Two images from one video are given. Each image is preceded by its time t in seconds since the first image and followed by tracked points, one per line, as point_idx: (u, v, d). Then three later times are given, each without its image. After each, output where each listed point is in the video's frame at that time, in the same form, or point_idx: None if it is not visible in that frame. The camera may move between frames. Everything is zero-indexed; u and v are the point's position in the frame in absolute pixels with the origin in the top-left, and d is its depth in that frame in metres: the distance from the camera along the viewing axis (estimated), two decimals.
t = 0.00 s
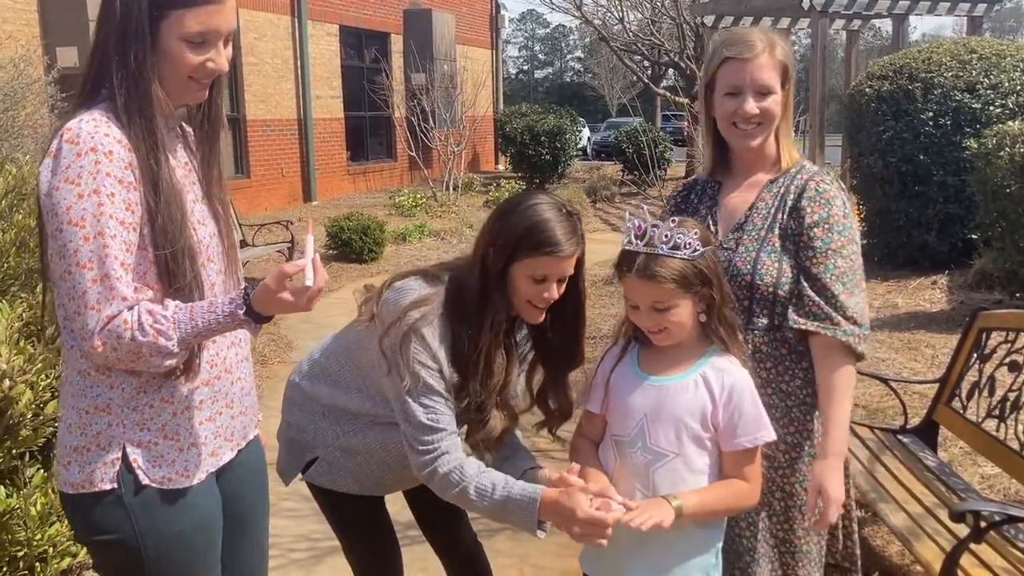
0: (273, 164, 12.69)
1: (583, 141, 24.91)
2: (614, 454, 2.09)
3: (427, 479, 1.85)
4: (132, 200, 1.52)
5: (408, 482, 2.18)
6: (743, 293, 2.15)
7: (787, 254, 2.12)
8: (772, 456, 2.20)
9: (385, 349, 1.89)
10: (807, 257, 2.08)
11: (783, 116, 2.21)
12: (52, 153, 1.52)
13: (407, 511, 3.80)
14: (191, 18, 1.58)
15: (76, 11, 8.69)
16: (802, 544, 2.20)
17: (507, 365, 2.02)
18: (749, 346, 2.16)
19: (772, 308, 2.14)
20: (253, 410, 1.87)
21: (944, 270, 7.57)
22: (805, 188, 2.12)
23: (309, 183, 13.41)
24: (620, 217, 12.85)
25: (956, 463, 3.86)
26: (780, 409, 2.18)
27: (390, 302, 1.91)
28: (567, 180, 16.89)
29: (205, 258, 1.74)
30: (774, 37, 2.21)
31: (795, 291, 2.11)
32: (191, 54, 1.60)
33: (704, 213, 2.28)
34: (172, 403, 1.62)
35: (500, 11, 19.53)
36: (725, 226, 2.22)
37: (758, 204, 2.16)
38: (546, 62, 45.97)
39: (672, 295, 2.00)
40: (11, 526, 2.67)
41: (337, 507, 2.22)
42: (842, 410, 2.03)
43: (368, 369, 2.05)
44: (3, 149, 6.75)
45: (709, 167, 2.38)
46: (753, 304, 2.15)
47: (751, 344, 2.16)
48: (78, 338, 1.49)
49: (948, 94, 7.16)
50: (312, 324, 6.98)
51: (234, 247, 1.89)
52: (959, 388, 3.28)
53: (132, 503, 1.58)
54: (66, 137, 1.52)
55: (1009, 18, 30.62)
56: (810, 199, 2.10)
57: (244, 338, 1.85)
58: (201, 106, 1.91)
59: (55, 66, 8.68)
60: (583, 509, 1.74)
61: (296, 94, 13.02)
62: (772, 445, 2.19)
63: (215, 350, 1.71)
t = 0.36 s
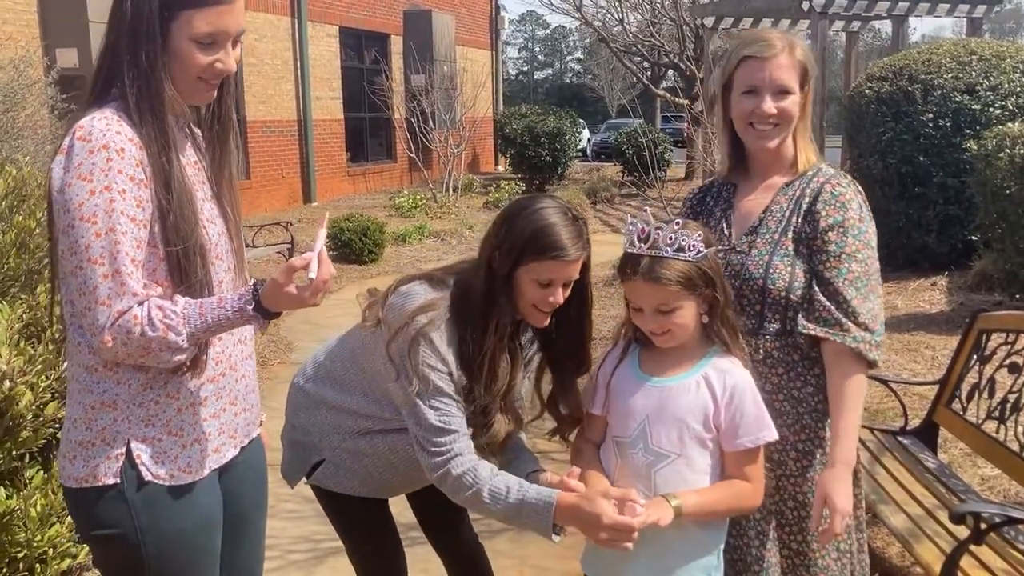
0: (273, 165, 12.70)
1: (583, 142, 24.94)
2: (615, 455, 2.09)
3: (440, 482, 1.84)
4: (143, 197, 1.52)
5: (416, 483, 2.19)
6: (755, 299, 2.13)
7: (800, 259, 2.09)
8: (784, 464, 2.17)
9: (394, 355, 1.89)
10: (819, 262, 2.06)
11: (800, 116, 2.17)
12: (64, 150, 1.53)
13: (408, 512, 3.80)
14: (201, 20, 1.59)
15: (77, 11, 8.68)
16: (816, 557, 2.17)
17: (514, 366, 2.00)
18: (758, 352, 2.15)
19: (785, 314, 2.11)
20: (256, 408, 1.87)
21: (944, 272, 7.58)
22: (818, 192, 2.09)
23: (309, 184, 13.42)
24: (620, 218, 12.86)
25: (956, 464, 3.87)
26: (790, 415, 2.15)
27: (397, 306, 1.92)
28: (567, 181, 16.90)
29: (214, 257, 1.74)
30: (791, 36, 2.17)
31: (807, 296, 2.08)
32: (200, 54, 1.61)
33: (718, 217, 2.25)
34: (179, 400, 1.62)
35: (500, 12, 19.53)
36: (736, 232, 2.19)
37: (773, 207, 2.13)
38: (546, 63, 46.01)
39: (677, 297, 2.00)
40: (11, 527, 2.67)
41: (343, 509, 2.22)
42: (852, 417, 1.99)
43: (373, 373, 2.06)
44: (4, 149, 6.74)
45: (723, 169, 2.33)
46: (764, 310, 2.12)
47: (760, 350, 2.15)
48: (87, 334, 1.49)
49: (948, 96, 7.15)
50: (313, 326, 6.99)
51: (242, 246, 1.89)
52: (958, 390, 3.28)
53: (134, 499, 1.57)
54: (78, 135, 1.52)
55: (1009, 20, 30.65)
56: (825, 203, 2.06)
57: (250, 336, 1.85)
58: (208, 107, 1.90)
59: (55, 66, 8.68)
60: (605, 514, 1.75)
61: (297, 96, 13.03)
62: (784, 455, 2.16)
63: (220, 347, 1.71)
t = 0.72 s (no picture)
0: (272, 167, 12.70)
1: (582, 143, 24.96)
2: (614, 455, 2.09)
3: (412, 460, 1.88)
4: (145, 199, 1.53)
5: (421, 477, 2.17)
6: (766, 305, 2.11)
7: (809, 265, 2.07)
8: (797, 473, 2.14)
9: (390, 334, 1.90)
10: (828, 267, 2.04)
11: (812, 121, 2.15)
12: (67, 153, 1.53)
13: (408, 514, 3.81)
14: (201, 20, 1.58)
15: (76, 13, 8.68)
16: (829, 569, 2.13)
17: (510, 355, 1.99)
18: (764, 357, 2.13)
19: (794, 320, 2.09)
20: (260, 408, 1.87)
21: (943, 273, 7.59)
22: (828, 196, 2.07)
23: (308, 186, 13.43)
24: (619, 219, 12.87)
25: (955, 465, 3.87)
26: (800, 424, 2.12)
27: (398, 284, 1.93)
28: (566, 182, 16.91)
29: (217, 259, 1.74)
30: (805, 40, 2.15)
31: (816, 302, 2.06)
32: (203, 54, 1.60)
33: (729, 222, 2.24)
34: (182, 400, 1.62)
35: (499, 14, 19.55)
36: (746, 237, 2.18)
37: (784, 212, 2.11)
38: (544, 65, 46.05)
39: (681, 297, 2.00)
40: (11, 529, 2.67)
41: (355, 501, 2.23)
42: (856, 421, 1.98)
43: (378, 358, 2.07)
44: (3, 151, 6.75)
45: (736, 173, 2.32)
46: (773, 316, 2.11)
47: (768, 355, 2.13)
48: (92, 336, 1.49)
49: (946, 97, 7.16)
50: (312, 327, 7.00)
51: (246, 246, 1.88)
52: (957, 391, 3.27)
53: (138, 499, 1.58)
54: (81, 138, 1.52)
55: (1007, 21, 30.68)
56: (836, 207, 2.04)
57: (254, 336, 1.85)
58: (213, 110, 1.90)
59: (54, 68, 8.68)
60: (543, 473, 1.78)
61: (296, 97, 13.04)
62: (796, 464, 2.13)
63: (223, 348, 1.71)
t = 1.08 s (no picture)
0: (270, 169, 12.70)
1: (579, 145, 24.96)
2: (610, 457, 2.09)
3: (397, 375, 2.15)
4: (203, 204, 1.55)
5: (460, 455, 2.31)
6: (765, 310, 2.12)
7: (809, 270, 2.08)
8: (794, 478, 2.14)
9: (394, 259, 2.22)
10: (828, 272, 2.04)
11: (810, 123, 2.14)
12: (119, 167, 1.51)
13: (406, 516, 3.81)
14: (232, 23, 1.57)
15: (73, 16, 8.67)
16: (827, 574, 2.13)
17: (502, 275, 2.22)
18: (763, 362, 2.13)
19: (793, 324, 2.09)
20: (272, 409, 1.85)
21: (939, 274, 7.61)
22: (828, 201, 2.07)
23: (305, 188, 13.43)
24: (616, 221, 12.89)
25: (952, 466, 3.88)
26: (798, 428, 2.13)
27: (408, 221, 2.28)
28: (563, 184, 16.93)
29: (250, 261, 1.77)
30: (803, 42, 2.14)
31: (814, 307, 2.07)
32: (236, 58, 1.60)
33: (729, 225, 2.24)
34: (216, 399, 1.65)
35: (496, 16, 19.57)
36: (746, 239, 2.18)
37: (784, 215, 2.12)
38: (541, 67, 46.06)
39: (677, 296, 2.01)
40: (8, 531, 2.68)
41: (385, 485, 2.36)
42: (848, 427, 1.98)
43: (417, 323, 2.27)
44: None
45: (737, 175, 2.33)
46: (772, 320, 2.11)
47: (766, 359, 2.13)
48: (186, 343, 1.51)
49: (942, 99, 7.18)
50: (309, 330, 7.00)
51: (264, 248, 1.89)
52: (954, 391, 3.28)
53: (162, 497, 1.60)
54: (133, 151, 1.51)
55: (1004, 23, 30.75)
56: (836, 211, 2.04)
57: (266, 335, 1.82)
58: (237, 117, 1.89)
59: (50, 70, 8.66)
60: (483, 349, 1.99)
61: (293, 99, 13.05)
62: (794, 468, 2.14)
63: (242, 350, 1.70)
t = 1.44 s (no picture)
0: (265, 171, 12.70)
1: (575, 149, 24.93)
2: (597, 460, 2.10)
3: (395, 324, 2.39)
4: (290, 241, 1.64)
5: (476, 439, 2.40)
6: (751, 310, 2.12)
7: (796, 272, 2.08)
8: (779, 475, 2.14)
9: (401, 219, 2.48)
10: (815, 274, 2.05)
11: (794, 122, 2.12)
12: (218, 201, 1.57)
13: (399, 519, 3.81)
14: (324, 71, 1.66)
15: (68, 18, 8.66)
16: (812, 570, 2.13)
17: (503, 226, 2.41)
18: (755, 362, 2.13)
19: (780, 325, 2.10)
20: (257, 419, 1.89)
21: (933, 276, 7.62)
22: (814, 201, 2.08)
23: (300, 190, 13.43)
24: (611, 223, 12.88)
25: (945, 467, 3.89)
26: (785, 427, 2.13)
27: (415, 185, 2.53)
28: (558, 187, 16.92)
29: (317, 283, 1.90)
30: (786, 41, 2.13)
31: (802, 308, 2.07)
32: (327, 106, 1.68)
33: (717, 226, 2.25)
34: (237, 416, 1.72)
35: (491, 18, 19.58)
36: (735, 238, 2.18)
37: (771, 216, 2.12)
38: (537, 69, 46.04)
39: (660, 292, 2.01)
40: None
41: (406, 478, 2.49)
42: (833, 428, 1.99)
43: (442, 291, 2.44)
44: None
45: (726, 174, 2.32)
46: (759, 321, 2.11)
47: (754, 359, 2.13)
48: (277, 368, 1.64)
49: (936, 101, 7.21)
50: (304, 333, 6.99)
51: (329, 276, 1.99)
52: (947, 393, 3.29)
53: (167, 501, 1.64)
54: (237, 189, 1.57)
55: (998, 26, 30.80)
56: (822, 213, 2.05)
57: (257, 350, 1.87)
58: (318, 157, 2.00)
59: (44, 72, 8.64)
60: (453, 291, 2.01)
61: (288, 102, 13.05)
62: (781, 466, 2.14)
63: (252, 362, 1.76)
